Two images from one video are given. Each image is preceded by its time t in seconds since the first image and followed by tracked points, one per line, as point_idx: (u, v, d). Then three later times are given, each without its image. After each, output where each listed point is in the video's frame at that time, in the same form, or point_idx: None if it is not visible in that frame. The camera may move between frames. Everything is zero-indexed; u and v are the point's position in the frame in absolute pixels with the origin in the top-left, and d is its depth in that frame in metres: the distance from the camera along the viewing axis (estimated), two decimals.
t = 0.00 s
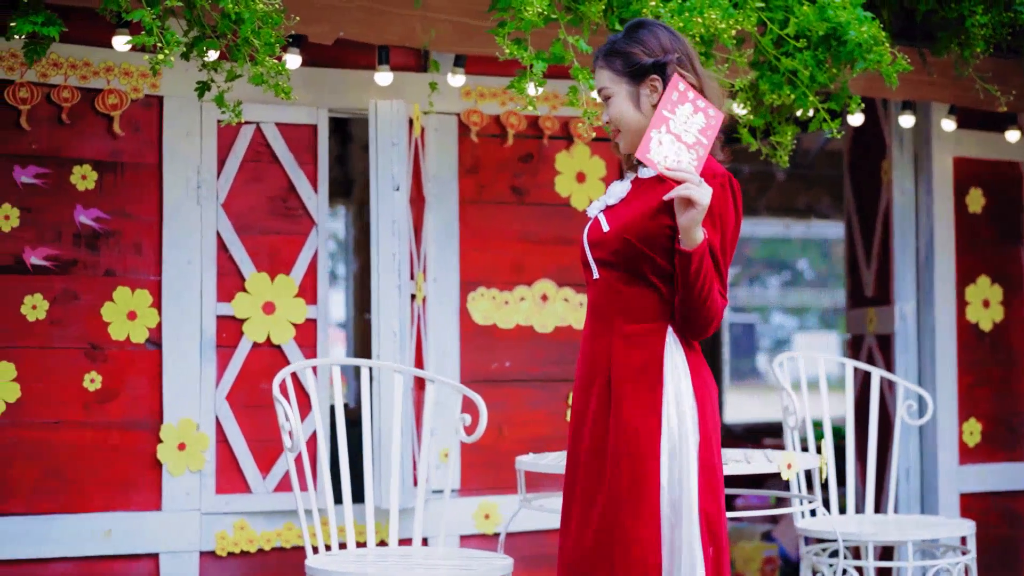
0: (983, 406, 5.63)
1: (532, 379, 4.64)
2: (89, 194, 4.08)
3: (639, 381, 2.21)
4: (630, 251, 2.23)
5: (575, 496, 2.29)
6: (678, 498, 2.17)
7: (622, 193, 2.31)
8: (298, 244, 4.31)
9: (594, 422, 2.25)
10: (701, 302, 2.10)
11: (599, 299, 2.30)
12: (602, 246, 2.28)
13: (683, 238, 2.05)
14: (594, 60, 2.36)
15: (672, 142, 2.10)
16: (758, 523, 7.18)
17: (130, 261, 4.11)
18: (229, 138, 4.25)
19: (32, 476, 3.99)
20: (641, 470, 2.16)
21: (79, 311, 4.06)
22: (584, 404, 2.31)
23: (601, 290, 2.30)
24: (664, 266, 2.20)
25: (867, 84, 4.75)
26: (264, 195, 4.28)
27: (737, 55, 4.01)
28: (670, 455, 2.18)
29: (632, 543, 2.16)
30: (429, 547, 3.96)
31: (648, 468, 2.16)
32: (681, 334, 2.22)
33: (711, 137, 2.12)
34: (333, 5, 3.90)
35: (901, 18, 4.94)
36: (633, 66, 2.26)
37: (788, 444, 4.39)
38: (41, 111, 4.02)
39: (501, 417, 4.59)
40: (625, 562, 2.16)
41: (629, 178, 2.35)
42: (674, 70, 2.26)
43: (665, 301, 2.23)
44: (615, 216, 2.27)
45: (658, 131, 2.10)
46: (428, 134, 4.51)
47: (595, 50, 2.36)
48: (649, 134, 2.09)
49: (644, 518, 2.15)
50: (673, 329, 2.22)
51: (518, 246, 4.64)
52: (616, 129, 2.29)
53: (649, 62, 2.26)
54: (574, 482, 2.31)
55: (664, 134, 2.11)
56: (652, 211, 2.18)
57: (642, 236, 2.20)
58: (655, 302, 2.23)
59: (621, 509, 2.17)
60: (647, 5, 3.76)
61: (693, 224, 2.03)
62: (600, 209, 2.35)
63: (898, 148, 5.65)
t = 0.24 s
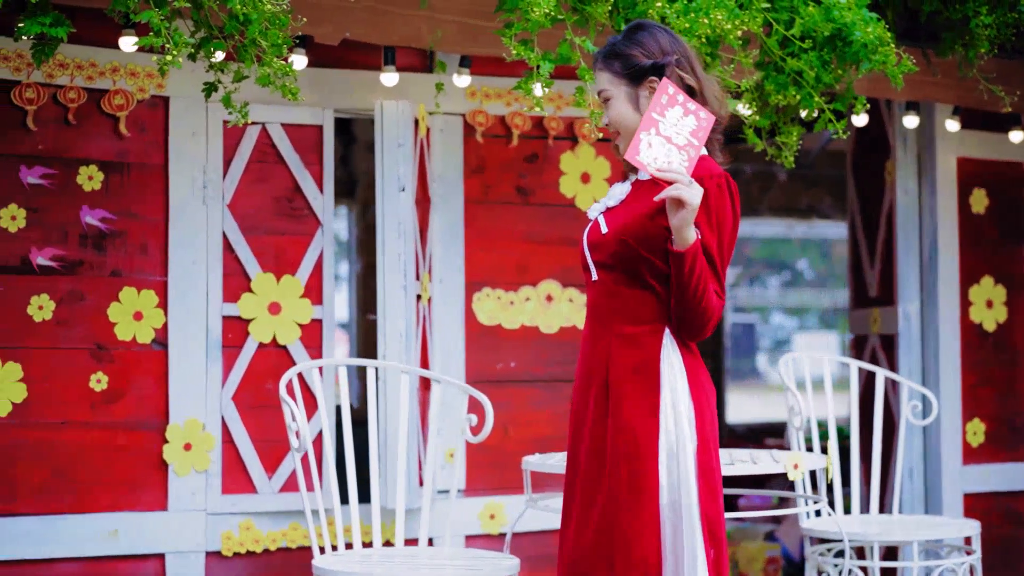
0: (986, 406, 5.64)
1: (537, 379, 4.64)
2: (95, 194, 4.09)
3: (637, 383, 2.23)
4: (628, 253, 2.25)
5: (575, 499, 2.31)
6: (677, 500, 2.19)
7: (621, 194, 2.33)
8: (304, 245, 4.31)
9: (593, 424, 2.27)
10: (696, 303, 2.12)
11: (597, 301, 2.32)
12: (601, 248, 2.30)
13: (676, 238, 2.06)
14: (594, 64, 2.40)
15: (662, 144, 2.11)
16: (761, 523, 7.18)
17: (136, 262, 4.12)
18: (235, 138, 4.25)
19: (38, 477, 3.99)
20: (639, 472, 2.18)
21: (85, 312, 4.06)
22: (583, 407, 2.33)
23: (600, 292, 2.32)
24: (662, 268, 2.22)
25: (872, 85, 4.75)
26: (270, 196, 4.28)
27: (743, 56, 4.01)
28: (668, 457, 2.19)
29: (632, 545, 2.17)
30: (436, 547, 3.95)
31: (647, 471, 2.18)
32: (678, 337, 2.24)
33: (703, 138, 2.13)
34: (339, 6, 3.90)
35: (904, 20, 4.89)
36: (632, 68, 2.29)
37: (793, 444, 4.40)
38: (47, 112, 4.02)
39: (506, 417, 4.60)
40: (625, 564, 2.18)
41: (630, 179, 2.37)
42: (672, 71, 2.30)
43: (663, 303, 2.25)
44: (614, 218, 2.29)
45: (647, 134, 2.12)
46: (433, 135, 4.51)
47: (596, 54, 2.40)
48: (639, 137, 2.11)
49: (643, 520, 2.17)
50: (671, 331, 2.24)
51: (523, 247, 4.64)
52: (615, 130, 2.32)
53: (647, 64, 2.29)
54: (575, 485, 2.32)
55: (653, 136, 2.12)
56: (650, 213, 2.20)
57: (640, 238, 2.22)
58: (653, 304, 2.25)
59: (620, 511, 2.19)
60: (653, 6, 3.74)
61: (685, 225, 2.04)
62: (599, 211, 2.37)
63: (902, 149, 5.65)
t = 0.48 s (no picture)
0: (991, 407, 5.64)
1: (543, 379, 4.65)
2: (103, 195, 4.09)
3: (630, 386, 2.19)
4: (622, 255, 2.21)
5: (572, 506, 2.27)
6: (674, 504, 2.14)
7: (618, 197, 2.29)
8: (310, 246, 4.32)
9: (587, 428, 2.23)
10: (687, 306, 2.07)
11: (590, 304, 2.28)
12: (595, 251, 2.26)
13: (665, 240, 2.02)
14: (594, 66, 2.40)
15: (652, 147, 2.09)
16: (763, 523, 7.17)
17: (143, 262, 4.12)
18: (242, 139, 4.25)
19: (45, 477, 3.99)
20: (634, 475, 2.14)
21: (92, 312, 4.07)
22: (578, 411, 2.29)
23: (593, 295, 2.28)
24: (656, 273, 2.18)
25: (878, 86, 4.75)
26: (277, 196, 4.28)
27: (750, 56, 4.02)
28: (663, 459, 2.15)
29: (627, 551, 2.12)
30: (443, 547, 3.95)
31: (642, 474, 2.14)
32: (672, 340, 2.20)
33: (694, 141, 2.10)
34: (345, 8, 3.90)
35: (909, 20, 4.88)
36: (629, 69, 2.29)
37: (799, 444, 4.40)
38: (54, 113, 4.03)
39: (512, 418, 4.60)
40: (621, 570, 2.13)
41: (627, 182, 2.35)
42: (669, 73, 2.29)
43: (656, 306, 2.21)
44: (610, 220, 2.26)
45: (636, 136, 2.10)
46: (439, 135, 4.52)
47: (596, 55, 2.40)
48: (628, 140, 2.09)
49: (639, 524, 2.12)
50: (665, 335, 2.19)
51: (528, 247, 4.64)
52: (612, 131, 2.32)
53: (644, 65, 2.28)
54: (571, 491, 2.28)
55: (643, 139, 2.10)
56: (646, 215, 2.17)
57: (634, 240, 2.18)
58: (646, 307, 2.21)
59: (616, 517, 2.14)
60: (660, 7, 3.73)
61: (674, 227, 2.00)
62: (595, 214, 2.33)
63: (906, 150, 5.66)
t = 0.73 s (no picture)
0: (995, 408, 5.64)
1: (547, 381, 4.65)
2: (108, 196, 4.08)
3: (620, 390, 2.24)
4: (611, 260, 2.25)
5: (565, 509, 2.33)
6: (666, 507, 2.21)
7: (609, 200, 2.32)
8: (315, 247, 4.31)
9: (579, 432, 2.28)
10: (676, 311, 2.12)
11: (580, 308, 2.33)
12: (587, 254, 2.29)
13: (653, 246, 2.06)
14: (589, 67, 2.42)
15: (641, 152, 2.13)
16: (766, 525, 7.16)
17: (149, 263, 4.12)
18: (247, 140, 4.25)
19: (51, 479, 3.98)
20: (626, 479, 2.20)
21: (97, 313, 4.06)
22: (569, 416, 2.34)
23: (583, 299, 2.32)
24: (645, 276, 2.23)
25: (884, 87, 4.75)
26: (282, 198, 4.28)
27: (756, 58, 4.01)
28: (654, 462, 2.21)
29: (621, 554, 2.18)
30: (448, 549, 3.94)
31: (632, 477, 2.20)
32: (661, 343, 2.25)
33: (684, 147, 2.14)
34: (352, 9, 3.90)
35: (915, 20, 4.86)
36: (625, 72, 2.31)
37: (804, 446, 4.40)
38: (60, 114, 4.02)
39: (517, 419, 4.60)
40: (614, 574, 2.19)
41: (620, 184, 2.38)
42: (666, 77, 2.30)
43: (645, 310, 2.26)
44: (600, 224, 2.29)
45: (626, 141, 2.14)
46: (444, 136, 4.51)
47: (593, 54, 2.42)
48: (618, 145, 2.13)
49: (631, 527, 2.19)
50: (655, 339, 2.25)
51: (533, 248, 4.63)
52: (605, 131, 2.33)
53: (641, 68, 2.30)
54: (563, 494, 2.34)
55: (633, 144, 2.14)
56: (634, 220, 2.21)
57: (625, 244, 2.23)
58: (637, 310, 2.26)
59: (607, 520, 2.20)
60: (666, 8, 3.73)
61: (662, 233, 2.04)
62: (586, 216, 2.36)
63: (910, 151, 5.65)
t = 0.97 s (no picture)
0: (997, 409, 5.64)
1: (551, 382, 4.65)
2: (112, 198, 4.08)
3: (607, 392, 2.27)
4: (598, 262, 2.28)
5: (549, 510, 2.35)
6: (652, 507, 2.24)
7: (596, 202, 2.35)
8: (319, 249, 4.31)
9: (564, 434, 2.31)
10: (664, 316, 2.16)
11: (566, 309, 2.35)
12: (573, 257, 2.33)
13: (644, 253, 2.09)
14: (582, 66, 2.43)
15: (631, 158, 2.14)
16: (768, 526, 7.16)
17: (153, 265, 4.12)
18: (251, 142, 4.25)
19: (55, 481, 3.98)
20: (612, 480, 2.23)
21: (102, 316, 4.06)
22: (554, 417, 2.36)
23: (570, 300, 2.35)
24: (632, 279, 2.27)
25: (888, 88, 4.75)
26: (286, 200, 4.28)
27: (760, 60, 4.01)
28: (640, 463, 2.25)
29: (607, 554, 2.21)
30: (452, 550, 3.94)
31: (619, 478, 2.23)
32: (647, 346, 2.29)
33: (672, 151, 2.16)
34: (356, 12, 3.90)
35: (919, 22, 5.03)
36: (620, 73, 2.32)
37: (808, 447, 4.40)
38: (64, 116, 4.02)
39: (521, 420, 4.60)
40: (599, 575, 2.22)
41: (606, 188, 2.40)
42: (659, 82, 2.33)
43: (632, 312, 2.29)
44: (587, 226, 2.32)
45: (616, 148, 2.14)
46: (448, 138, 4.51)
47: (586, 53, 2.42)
48: (608, 152, 2.13)
49: (617, 528, 2.22)
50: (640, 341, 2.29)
51: (537, 250, 4.62)
52: (595, 132, 2.35)
53: (636, 72, 2.32)
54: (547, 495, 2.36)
55: (622, 150, 2.14)
56: (622, 224, 2.25)
57: (613, 248, 2.26)
58: (623, 312, 2.29)
59: (593, 521, 2.23)
60: (670, 10, 3.73)
61: (653, 240, 2.07)
62: (572, 218, 2.40)
63: (913, 152, 5.65)
